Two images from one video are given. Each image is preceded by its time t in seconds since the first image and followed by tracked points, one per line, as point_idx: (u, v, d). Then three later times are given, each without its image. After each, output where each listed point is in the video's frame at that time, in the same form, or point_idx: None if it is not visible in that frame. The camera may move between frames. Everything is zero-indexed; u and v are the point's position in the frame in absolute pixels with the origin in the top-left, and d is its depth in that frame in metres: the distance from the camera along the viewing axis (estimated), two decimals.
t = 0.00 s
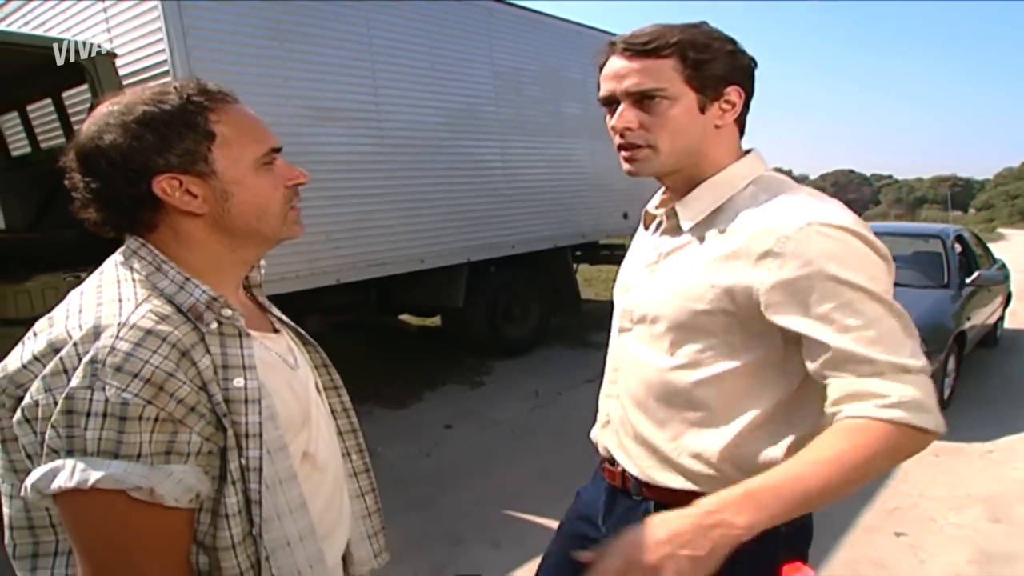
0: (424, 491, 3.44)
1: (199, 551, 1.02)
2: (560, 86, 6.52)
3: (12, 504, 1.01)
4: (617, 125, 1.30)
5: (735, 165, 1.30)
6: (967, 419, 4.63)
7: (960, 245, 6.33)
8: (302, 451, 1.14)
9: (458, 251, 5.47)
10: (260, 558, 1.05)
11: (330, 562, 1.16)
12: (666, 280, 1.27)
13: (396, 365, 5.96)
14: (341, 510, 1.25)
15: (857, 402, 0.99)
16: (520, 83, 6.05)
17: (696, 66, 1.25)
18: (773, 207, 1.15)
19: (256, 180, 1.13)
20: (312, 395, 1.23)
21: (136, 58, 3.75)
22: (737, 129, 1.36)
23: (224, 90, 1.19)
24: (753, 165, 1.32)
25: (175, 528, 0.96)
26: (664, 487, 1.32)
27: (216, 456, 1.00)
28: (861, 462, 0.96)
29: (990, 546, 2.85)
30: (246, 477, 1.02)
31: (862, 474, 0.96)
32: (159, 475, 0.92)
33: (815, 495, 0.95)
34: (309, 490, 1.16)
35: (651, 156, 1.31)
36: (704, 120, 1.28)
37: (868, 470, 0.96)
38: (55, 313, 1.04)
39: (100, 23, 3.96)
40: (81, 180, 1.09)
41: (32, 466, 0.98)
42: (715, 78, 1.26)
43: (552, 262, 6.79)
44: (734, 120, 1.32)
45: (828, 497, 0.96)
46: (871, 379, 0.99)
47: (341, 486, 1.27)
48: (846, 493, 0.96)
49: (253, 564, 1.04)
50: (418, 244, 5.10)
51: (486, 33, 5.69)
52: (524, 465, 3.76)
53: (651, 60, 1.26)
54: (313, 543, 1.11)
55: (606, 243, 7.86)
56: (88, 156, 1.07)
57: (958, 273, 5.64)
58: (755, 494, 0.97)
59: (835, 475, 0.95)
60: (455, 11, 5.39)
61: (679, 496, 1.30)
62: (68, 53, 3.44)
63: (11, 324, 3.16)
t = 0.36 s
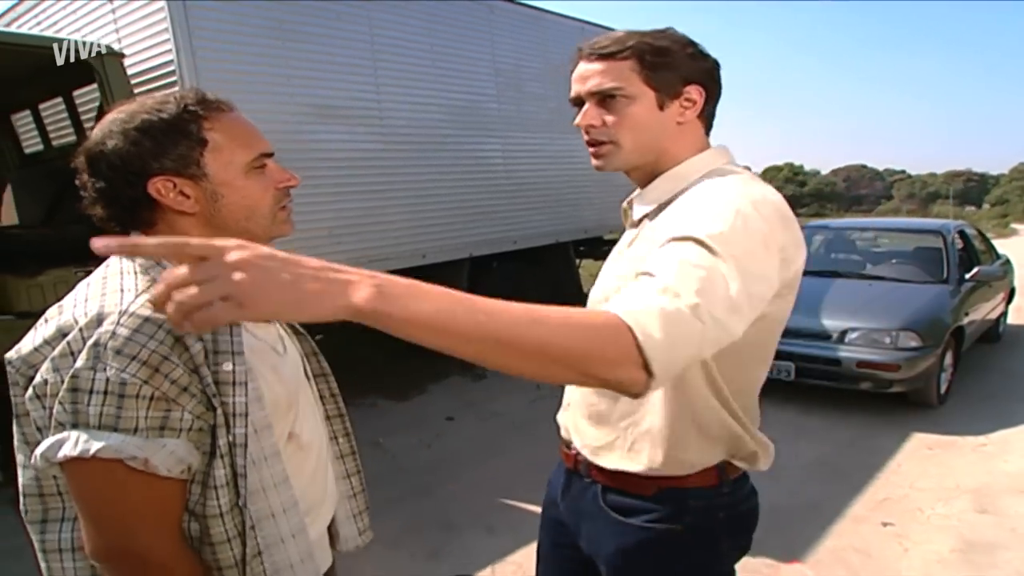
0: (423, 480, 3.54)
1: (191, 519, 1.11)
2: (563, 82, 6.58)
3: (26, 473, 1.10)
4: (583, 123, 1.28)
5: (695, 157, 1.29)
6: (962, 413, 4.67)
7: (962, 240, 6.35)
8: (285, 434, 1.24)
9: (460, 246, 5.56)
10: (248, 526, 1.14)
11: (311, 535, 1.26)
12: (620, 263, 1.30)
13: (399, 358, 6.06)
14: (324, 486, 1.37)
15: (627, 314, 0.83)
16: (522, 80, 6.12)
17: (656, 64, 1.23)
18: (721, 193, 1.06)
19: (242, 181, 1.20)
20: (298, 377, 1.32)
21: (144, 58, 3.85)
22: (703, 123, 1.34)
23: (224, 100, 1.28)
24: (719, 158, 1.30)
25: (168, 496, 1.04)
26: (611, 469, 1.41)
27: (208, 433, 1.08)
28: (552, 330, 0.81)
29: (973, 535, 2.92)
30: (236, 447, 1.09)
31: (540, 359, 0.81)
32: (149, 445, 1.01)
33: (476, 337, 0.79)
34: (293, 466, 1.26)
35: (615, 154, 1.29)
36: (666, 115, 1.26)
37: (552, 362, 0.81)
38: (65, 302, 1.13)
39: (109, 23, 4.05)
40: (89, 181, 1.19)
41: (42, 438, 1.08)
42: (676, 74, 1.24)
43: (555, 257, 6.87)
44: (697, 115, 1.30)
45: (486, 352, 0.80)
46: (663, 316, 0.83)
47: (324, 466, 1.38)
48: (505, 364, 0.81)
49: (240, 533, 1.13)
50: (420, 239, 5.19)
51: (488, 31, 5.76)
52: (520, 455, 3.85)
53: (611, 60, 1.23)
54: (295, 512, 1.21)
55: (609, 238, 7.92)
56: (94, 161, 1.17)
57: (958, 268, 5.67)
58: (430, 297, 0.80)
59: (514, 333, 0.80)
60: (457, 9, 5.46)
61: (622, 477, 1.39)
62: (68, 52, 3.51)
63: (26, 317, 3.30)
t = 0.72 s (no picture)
0: (427, 468, 3.64)
1: (195, 481, 1.19)
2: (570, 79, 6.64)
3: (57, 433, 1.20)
4: (527, 139, 1.21)
5: (637, 163, 1.20)
6: (963, 407, 4.71)
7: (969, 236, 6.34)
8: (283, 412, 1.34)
9: (467, 241, 5.65)
10: (246, 491, 1.21)
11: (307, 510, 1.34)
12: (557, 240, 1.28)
13: (408, 351, 6.17)
14: (325, 465, 1.46)
15: (503, 263, 0.92)
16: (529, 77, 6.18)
17: (595, 76, 1.17)
18: (642, 181, 1.13)
19: (242, 184, 1.28)
20: (302, 362, 1.43)
21: (158, 58, 3.97)
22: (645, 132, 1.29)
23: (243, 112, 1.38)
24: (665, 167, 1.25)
25: (172, 459, 1.13)
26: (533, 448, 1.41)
27: (212, 406, 1.18)
28: (427, 270, 0.88)
29: (963, 526, 2.97)
30: (236, 421, 1.19)
31: (405, 293, 0.87)
32: (158, 411, 1.09)
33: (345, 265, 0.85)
34: (292, 438, 1.37)
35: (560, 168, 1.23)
36: (609, 129, 1.20)
37: (416, 297, 0.88)
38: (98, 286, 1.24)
39: (123, 24, 4.17)
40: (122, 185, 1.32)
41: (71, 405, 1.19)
42: (616, 85, 1.19)
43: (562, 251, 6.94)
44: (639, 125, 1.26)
45: (355, 283, 0.86)
46: (534, 266, 0.92)
47: (327, 445, 1.49)
48: (373, 296, 0.87)
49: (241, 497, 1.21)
50: (428, 234, 5.28)
51: (495, 28, 5.83)
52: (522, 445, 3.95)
53: (550, 77, 1.17)
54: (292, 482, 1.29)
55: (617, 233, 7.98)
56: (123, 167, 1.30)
57: (963, 263, 5.68)
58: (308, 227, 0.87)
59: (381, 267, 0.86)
60: (464, 7, 5.53)
61: (541, 456, 1.39)
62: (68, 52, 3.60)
63: (46, 309, 3.46)
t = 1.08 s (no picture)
0: (435, 453, 3.77)
1: (228, 430, 1.22)
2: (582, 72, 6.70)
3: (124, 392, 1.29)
4: (503, 133, 1.26)
5: (601, 161, 1.23)
6: (968, 399, 4.74)
7: (982, 228, 6.32)
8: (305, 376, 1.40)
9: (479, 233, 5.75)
10: (267, 438, 1.23)
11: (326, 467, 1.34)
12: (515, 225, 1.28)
13: (422, 340, 6.30)
14: (348, 431, 1.53)
15: (436, 258, 0.95)
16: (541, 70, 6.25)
17: (570, 77, 1.20)
18: (583, 177, 1.17)
19: (260, 182, 1.32)
20: (330, 333, 1.49)
21: (178, 56, 4.11)
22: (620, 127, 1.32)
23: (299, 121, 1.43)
24: (633, 166, 1.28)
25: (206, 404, 1.17)
26: (489, 427, 1.47)
27: (244, 359, 1.21)
28: (368, 258, 0.91)
29: (956, 513, 3.04)
30: (264, 372, 1.22)
31: (349, 285, 0.91)
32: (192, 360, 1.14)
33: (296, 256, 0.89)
34: (312, 397, 1.42)
35: (533, 161, 1.27)
36: (581, 127, 1.24)
37: (360, 289, 0.91)
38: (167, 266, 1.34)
39: (145, 23, 4.31)
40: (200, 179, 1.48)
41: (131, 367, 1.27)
42: (589, 86, 1.22)
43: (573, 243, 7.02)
44: (614, 122, 1.29)
45: (300, 271, 0.89)
46: (468, 260, 0.95)
47: (352, 412, 1.55)
48: (321, 288, 0.91)
49: (268, 443, 1.23)
50: (439, 226, 5.39)
51: (506, 23, 5.90)
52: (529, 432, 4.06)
53: (526, 76, 1.21)
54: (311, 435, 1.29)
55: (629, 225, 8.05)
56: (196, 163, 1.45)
57: (973, 256, 5.68)
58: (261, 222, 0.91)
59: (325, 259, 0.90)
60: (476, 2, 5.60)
61: (493, 434, 1.45)
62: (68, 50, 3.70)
63: (73, 298, 3.63)
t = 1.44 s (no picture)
0: (444, 438, 3.90)
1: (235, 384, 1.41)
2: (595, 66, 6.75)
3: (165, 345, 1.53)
4: (484, 121, 1.29)
5: (580, 153, 1.28)
6: (973, 390, 4.78)
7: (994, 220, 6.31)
8: (317, 348, 1.53)
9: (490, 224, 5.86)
10: (267, 393, 1.40)
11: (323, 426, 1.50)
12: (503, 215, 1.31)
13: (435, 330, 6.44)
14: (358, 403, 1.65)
15: (409, 260, 0.99)
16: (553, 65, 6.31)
17: (551, 67, 1.24)
18: (562, 174, 1.18)
19: (253, 182, 1.54)
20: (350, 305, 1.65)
21: (198, 53, 4.25)
22: (602, 118, 1.36)
23: (311, 122, 1.60)
24: (613, 158, 1.32)
25: (214, 361, 1.35)
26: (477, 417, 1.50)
27: (251, 322, 1.39)
28: (343, 258, 0.96)
29: (948, 499, 3.11)
30: (268, 335, 1.40)
31: (326, 283, 0.96)
32: (204, 322, 1.33)
33: (274, 251, 0.95)
34: (329, 365, 1.56)
35: (512, 149, 1.31)
36: (562, 117, 1.28)
37: (336, 288, 0.96)
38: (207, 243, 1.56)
39: (166, 21, 4.46)
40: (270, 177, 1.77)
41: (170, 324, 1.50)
42: (571, 76, 1.25)
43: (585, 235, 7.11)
44: (595, 113, 1.33)
45: (276, 269, 0.96)
46: (437, 264, 0.99)
47: (366, 384, 1.67)
48: (296, 284, 0.96)
49: (268, 397, 1.41)
50: (451, 218, 5.51)
51: (519, 17, 5.98)
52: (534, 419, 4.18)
53: (508, 64, 1.24)
54: (309, 396, 1.45)
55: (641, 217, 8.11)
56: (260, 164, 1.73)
57: (983, 249, 5.69)
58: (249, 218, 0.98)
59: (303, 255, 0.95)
60: None
61: (482, 424, 1.48)
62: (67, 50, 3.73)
63: (100, 287, 3.81)
